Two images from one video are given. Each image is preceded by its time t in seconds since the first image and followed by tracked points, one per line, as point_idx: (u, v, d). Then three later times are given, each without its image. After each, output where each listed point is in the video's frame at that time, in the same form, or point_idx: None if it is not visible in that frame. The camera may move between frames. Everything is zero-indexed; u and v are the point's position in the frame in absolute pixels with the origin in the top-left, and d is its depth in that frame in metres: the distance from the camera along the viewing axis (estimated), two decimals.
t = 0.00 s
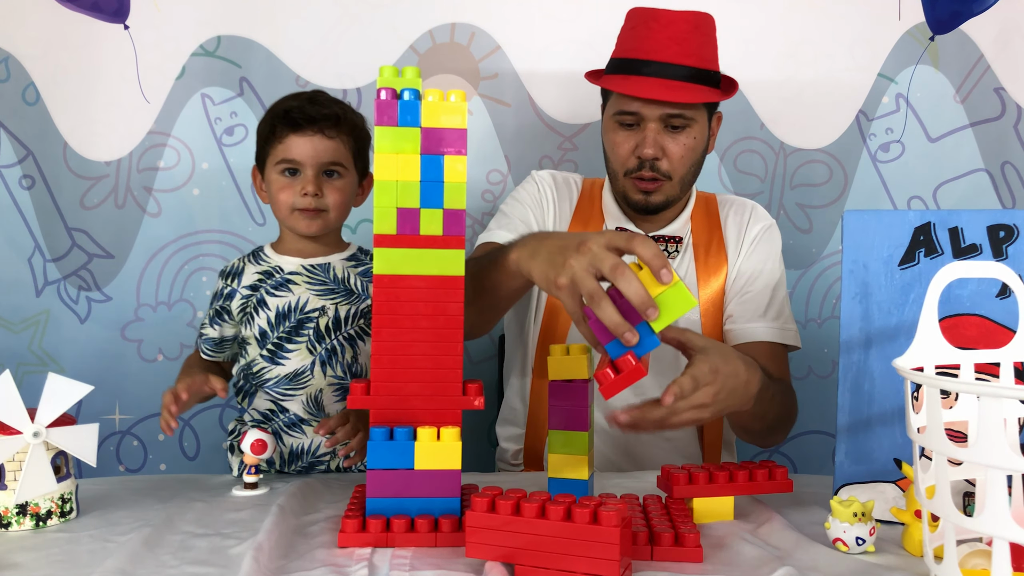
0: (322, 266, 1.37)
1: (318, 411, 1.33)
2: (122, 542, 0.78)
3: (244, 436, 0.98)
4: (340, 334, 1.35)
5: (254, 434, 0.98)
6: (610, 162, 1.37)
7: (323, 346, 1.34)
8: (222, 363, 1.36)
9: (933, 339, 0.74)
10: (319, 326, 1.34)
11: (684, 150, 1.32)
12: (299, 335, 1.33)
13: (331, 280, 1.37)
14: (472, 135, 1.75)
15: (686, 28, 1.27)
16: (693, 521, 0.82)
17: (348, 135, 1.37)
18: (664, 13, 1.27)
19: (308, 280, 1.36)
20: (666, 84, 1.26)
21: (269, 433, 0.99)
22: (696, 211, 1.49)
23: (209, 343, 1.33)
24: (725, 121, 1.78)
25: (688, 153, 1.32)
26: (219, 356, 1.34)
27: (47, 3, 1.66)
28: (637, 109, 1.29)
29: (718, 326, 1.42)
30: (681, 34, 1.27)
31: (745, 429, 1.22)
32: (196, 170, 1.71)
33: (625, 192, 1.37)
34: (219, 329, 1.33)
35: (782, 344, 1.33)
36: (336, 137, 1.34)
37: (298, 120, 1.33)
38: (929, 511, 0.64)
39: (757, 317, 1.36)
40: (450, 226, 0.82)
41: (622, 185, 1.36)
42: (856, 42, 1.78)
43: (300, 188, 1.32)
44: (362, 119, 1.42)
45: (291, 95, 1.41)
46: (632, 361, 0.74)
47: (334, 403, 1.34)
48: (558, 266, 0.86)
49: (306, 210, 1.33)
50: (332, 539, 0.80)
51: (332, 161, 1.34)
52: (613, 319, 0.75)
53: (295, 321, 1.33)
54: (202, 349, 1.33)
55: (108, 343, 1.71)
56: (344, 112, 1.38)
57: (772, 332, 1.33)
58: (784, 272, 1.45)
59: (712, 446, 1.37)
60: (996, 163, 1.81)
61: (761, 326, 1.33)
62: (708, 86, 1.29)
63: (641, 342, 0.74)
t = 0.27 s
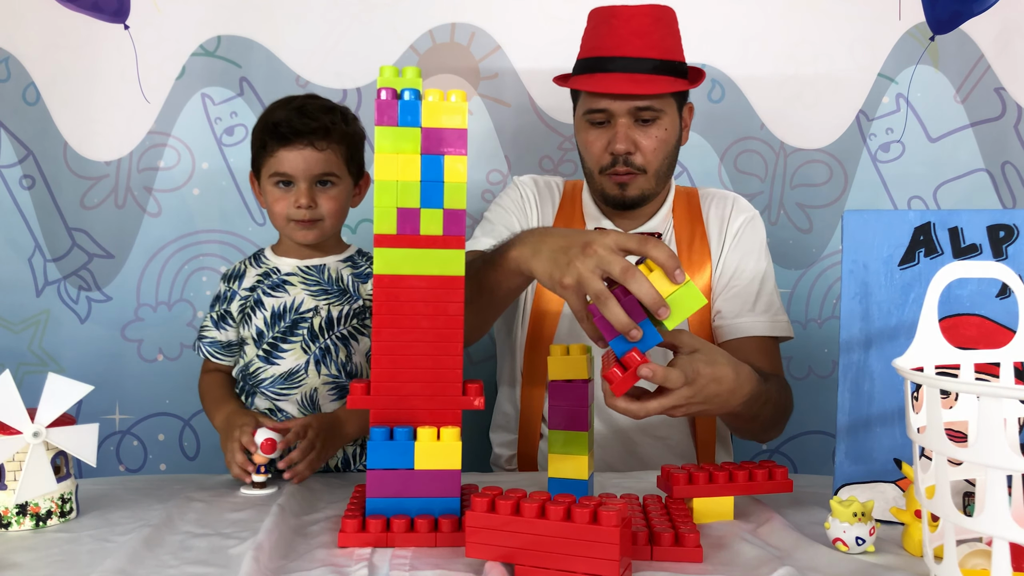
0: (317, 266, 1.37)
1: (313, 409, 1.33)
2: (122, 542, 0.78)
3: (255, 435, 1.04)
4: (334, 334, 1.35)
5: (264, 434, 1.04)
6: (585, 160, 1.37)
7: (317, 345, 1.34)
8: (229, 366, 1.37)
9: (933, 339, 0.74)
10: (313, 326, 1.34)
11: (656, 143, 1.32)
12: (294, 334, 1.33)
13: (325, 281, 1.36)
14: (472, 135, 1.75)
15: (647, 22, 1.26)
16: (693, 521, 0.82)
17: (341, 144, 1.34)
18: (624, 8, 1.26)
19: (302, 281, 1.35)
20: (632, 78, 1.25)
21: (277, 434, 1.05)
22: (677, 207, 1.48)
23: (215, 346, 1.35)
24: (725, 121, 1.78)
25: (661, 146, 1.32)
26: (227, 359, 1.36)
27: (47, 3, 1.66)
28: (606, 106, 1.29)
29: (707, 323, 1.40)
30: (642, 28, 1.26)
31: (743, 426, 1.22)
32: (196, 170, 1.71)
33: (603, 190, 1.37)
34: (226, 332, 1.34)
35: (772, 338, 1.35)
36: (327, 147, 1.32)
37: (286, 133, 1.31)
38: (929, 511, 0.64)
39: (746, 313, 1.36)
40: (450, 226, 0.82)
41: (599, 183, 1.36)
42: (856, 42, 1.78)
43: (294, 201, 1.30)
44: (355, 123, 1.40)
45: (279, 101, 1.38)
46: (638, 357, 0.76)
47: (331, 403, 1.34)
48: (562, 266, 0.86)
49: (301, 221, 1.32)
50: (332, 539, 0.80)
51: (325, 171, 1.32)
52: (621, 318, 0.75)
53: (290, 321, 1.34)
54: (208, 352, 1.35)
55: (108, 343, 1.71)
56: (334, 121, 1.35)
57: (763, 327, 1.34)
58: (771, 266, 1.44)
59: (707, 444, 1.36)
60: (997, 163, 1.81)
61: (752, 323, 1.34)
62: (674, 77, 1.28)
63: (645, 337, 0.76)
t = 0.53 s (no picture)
0: (317, 269, 1.36)
1: (313, 408, 1.33)
2: (121, 542, 0.78)
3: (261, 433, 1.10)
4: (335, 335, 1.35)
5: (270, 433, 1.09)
6: (578, 158, 1.35)
7: (319, 346, 1.34)
8: (230, 367, 1.36)
9: (933, 339, 0.74)
10: (314, 328, 1.34)
11: (652, 137, 1.30)
12: (296, 336, 1.33)
13: (325, 283, 1.36)
14: (472, 135, 1.75)
15: (637, 17, 1.26)
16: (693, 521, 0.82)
17: (332, 187, 1.26)
18: (614, 5, 1.27)
19: (304, 283, 1.35)
20: (625, 72, 1.25)
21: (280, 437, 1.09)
22: (668, 203, 1.47)
23: (220, 346, 1.35)
24: (725, 121, 1.78)
25: (656, 140, 1.31)
26: (230, 359, 1.35)
27: (48, 3, 1.66)
28: (600, 101, 1.28)
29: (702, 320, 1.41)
30: (633, 23, 1.26)
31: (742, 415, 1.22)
32: (196, 170, 1.71)
33: (597, 186, 1.35)
34: (230, 333, 1.35)
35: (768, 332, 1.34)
36: (316, 199, 1.25)
37: (272, 186, 1.23)
38: (929, 511, 0.64)
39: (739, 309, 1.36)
40: (451, 226, 0.82)
41: (593, 179, 1.34)
42: (856, 42, 1.78)
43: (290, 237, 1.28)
44: (347, 154, 1.31)
45: (268, 131, 1.28)
46: (660, 372, 0.77)
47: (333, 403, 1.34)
48: (567, 301, 0.88)
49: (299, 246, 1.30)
50: (332, 539, 0.80)
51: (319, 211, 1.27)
52: (628, 335, 0.77)
53: (291, 323, 1.34)
54: (213, 352, 1.35)
55: (108, 343, 1.71)
56: (322, 169, 1.25)
57: (758, 323, 1.33)
58: (762, 262, 1.44)
59: (704, 440, 1.35)
60: (997, 163, 1.81)
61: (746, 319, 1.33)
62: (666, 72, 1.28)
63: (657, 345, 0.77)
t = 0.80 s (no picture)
0: (317, 270, 1.37)
1: (314, 409, 1.32)
2: (121, 542, 0.78)
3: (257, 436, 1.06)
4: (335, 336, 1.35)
5: (266, 434, 1.06)
6: (576, 162, 1.35)
7: (319, 347, 1.34)
8: (232, 369, 1.37)
9: (934, 339, 0.74)
10: (314, 329, 1.34)
11: (651, 143, 1.29)
12: (295, 337, 1.33)
13: (325, 285, 1.36)
14: (472, 135, 1.75)
15: (637, 22, 1.24)
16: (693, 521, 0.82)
17: (332, 186, 1.27)
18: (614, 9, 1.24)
19: (304, 284, 1.36)
20: (626, 79, 1.23)
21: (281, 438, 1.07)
22: (663, 202, 1.48)
23: (220, 348, 1.35)
24: (725, 121, 1.78)
25: (655, 146, 1.30)
26: (230, 361, 1.35)
27: (47, 3, 1.66)
28: (599, 109, 1.26)
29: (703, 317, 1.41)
30: (633, 28, 1.25)
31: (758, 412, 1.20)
32: (196, 170, 1.71)
33: (595, 191, 1.34)
34: (229, 335, 1.35)
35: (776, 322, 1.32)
36: (316, 199, 1.25)
37: (271, 189, 1.24)
38: (929, 511, 0.64)
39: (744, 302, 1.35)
40: (451, 226, 0.82)
41: (591, 185, 1.34)
42: (857, 42, 1.78)
43: (290, 238, 1.28)
44: (347, 153, 1.32)
45: (265, 132, 1.28)
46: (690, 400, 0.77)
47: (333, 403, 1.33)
48: (546, 338, 0.85)
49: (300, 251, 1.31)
50: (332, 539, 0.80)
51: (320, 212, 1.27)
52: (614, 373, 0.75)
53: (291, 324, 1.34)
54: (214, 355, 1.34)
55: (108, 343, 1.71)
56: (321, 168, 1.26)
57: (766, 314, 1.32)
58: (764, 253, 1.44)
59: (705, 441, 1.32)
60: (997, 163, 1.81)
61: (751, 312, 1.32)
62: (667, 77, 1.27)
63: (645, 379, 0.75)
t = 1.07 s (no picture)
0: (317, 270, 1.37)
1: (315, 411, 1.32)
2: (121, 542, 0.78)
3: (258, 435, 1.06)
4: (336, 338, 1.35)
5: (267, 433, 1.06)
6: (571, 163, 1.34)
7: (320, 348, 1.34)
8: (230, 369, 1.36)
9: (934, 339, 0.74)
10: (314, 330, 1.34)
11: (645, 144, 1.29)
12: (296, 339, 1.33)
13: (325, 285, 1.36)
14: (472, 135, 1.75)
15: (633, 21, 1.24)
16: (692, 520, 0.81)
17: (332, 149, 1.31)
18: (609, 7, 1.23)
19: (304, 285, 1.36)
20: (621, 79, 1.23)
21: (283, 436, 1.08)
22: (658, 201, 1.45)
23: (217, 348, 1.34)
24: (725, 121, 1.78)
25: (649, 147, 1.30)
26: (229, 361, 1.35)
27: (47, 3, 1.66)
28: (592, 108, 1.26)
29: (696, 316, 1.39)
30: (629, 28, 1.24)
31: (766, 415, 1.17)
32: (196, 170, 1.71)
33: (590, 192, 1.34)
34: (229, 335, 1.34)
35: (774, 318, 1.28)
36: (318, 157, 1.29)
37: (275, 147, 1.28)
38: (929, 511, 0.64)
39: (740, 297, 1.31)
40: (451, 226, 0.82)
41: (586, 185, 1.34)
42: (856, 41, 1.78)
43: (290, 210, 1.29)
44: (349, 128, 1.37)
45: (268, 111, 1.34)
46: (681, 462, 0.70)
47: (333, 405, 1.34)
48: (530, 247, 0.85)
49: (299, 229, 1.30)
50: (332, 539, 0.80)
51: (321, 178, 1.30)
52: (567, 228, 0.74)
53: (291, 325, 1.34)
54: (210, 354, 1.34)
55: (107, 343, 1.71)
56: (324, 128, 1.31)
57: (760, 307, 1.27)
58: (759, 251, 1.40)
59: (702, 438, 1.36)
60: (996, 163, 1.81)
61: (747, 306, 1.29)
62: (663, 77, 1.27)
63: (601, 247, 0.72)
